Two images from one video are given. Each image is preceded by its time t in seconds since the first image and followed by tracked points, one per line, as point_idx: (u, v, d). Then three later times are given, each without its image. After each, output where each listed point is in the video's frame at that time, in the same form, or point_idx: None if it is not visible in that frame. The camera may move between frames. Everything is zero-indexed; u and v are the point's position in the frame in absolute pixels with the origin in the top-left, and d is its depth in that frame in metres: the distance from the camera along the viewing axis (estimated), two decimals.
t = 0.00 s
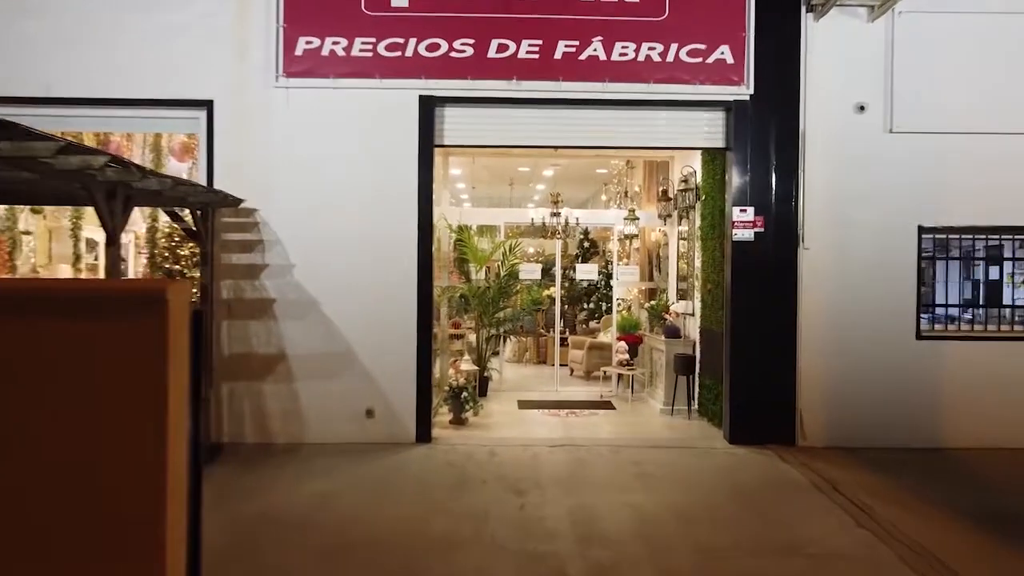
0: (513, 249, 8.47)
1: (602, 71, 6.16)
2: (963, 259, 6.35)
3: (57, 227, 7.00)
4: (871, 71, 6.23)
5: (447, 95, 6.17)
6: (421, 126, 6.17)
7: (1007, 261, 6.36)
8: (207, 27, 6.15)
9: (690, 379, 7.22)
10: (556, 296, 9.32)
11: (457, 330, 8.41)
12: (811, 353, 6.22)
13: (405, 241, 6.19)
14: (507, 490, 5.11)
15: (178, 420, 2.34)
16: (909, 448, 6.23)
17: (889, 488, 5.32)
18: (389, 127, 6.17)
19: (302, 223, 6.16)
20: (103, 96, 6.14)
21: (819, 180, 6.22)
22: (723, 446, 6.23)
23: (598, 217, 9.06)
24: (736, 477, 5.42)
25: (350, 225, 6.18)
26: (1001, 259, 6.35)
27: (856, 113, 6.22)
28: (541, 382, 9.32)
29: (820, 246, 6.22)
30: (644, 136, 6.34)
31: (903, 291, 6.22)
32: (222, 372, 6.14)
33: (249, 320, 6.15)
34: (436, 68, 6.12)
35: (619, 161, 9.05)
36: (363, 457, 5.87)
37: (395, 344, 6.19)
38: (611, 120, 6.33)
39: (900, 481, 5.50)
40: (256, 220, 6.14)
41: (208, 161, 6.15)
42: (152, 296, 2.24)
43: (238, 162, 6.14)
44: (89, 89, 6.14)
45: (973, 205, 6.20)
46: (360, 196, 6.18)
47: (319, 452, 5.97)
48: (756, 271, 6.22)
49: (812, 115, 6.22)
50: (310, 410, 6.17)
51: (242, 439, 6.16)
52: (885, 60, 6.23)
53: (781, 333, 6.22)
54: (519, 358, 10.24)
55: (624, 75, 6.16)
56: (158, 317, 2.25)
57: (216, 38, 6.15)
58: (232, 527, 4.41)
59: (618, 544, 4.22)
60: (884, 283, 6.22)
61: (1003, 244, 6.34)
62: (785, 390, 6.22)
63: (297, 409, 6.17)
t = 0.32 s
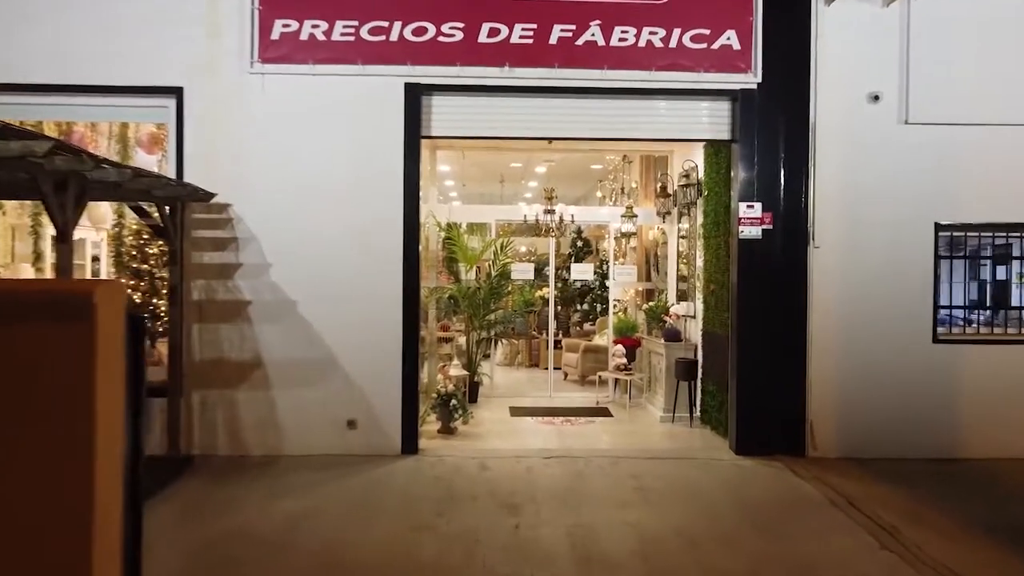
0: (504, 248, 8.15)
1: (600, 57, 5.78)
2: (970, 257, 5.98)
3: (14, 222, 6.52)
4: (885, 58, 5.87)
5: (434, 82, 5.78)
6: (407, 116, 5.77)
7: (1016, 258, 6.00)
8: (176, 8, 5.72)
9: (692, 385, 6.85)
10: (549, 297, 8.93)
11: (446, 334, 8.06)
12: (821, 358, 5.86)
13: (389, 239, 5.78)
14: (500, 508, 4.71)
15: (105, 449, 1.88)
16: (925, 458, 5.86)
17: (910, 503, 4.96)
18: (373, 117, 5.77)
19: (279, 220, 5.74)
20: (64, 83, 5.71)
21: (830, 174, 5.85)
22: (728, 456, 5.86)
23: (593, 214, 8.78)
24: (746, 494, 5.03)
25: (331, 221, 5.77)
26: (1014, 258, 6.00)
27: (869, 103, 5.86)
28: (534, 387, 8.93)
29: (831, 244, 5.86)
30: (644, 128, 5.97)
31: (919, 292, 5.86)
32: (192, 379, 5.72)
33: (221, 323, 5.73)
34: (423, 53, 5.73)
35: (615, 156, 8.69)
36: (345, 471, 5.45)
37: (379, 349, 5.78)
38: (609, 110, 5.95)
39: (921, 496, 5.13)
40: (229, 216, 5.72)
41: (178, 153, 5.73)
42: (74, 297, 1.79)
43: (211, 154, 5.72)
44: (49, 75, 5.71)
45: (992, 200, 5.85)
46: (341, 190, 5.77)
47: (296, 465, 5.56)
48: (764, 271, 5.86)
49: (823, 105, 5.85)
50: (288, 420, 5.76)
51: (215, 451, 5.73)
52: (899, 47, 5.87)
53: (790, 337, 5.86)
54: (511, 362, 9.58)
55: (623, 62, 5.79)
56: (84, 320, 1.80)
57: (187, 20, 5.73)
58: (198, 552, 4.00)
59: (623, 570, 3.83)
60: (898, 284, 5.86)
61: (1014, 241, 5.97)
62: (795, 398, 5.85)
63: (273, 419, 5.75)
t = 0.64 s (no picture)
0: (494, 247, 7.76)
1: (598, 41, 5.38)
2: (975, 256, 5.61)
3: None
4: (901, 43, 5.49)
5: (419, 68, 5.37)
6: (390, 103, 5.35)
7: None
8: None
9: (694, 391, 6.47)
10: (542, 298, 8.44)
11: (433, 337, 7.68)
12: (834, 363, 5.48)
13: (371, 235, 5.36)
14: (490, 531, 4.30)
15: None
16: (945, 472, 5.48)
17: (935, 521, 4.59)
18: (353, 105, 5.35)
19: (251, 216, 5.31)
20: (16, 66, 5.25)
21: (844, 166, 5.47)
22: (735, 469, 5.47)
23: (587, 211, 8.35)
24: (757, 513, 4.64)
25: (308, 217, 5.34)
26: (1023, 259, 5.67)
27: (884, 92, 5.48)
28: (525, 392, 8.52)
29: (845, 242, 5.47)
30: (646, 117, 5.58)
31: (937, 294, 5.48)
32: (157, 388, 5.27)
33: (188, 327, 5.29)
34: (407, 36, 5.31)
35: (610, 151, 8.29)
36: (322, 488, 5.02)
37: (360, 354, 5.36)
38: (607, 99, 5.56)
39: (946, 512, 4.76)
40: (197, 211, 5.28)
41: (141, 142, 5.29)
42: None
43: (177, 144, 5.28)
44: None
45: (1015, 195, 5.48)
46: (319, 183, 5.34)
47: (270, 481, 5.13)
48: (773, 270, 5.48)
49: (837, 93, 5.46)
50: (261, 432, 5.33)
51: (181, 466, 5.30)
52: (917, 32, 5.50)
53: (801, 341, 5.47)
54: (501, 365, 9.21)
55: (623, 46, 5.39)
56: None
57: None
58: None
59: None
60: (915, 285, 5.48)
61: None
62: (806, 406, 5.47)
63: (245, 431, 5.32)
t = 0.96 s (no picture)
0: (485, 245, 7.44)
1: (597, 23, 5.01)
2: (994, 254, 5.27)
3: None
4: (920, 27, 5.14)
5: (404, 51, 4.98)
6: (373, 90, 4.97)
7: None
8: None
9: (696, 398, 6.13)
10: (533, 298, 8.10)
11: (420, 340, 7.17)
12: (848, 369, 5.13)
13: (352, 232, 4.97)
14: (480, 555, 3.92)
15: None
16: (965, 485, 5.15)
17: (961, 539, 4.26)
18: (332, 91, 4.96)
19: (222, 211, 4.91)
20: None
21: (858, 159, 5.12)
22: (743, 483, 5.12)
23: (581, 207, 8.01)
24: (770, 533, 4.28)
25: (284, 213, 4.94)
26: None
27: (902, 80, 5.13)
28: (518, 397, 8.16)
29: (859, 240, 5.12)
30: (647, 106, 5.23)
31: (958, 296, 5.14)
32: (119, 398, 4.87)
33: (153, 331, 4.89)
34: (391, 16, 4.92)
35: (606, 144, 7.92)
36: (298, 505, 4.63)
37: (340, 360, 4.97)
38: (606, 86, 5.20)
39: (972, 529, 4.43)
40: (163, 205, 4.88)
41: (102, 131, 4.87)
42: None
43: (141, 133, 4.87)
44: None
45: None
46: (296, 176, 4.95)
47: (243, 498, 4.74)
48: (783, 270, 5.12)
49: (851, 81, 5.11)
50: (233, 444, 4.93)
51: (146, 482, 4.89)
52: (937, 15, 5.14)
53: (813, 346, 5.13)
54: (491, 370, 8.31)
55: (623, 29, 5.02)
56: None
57: None
58: None
59: None
60: (934, 286, 5.14)
61: None
62: (819, 415, 5.12)
63: (216, 444, 4.92)
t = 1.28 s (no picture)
0: (474, 242, 6.91)
1: None
2: None
3: None
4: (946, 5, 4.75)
5: (387, 28, 4.55)
6: (352, 71, 4.53)
7: None
8: None
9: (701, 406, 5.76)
10: (525, 298, 7.66)
11: (405, 343, 6.79)
12: (868, 376, 4.74)
13: (329, 227, 4.53)
14: None
15: None
16: (995, 500, 4.76)
17: (998, 562, 3.87)
18: (307, 71, 4.52)
19: (185, 203, 4.47)
20: None
21: (879, 149, 4.73)
22: (755, 499, 4.72)
23: (577, 203, 7.57)
24: (789, 557, 3.88)
25: (253, 205, 4.50)
26: None
27: (926, 62, 4.74)
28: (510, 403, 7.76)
29: (880, 236, 4.74)
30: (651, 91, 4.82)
31: (985, 297, 4.76)
32: (71, 409, 4.42)
33: (109, 335, 4.44)
34: None
35: (602, 136, 7.52)
36: (268, 527, 4.19)
37: (315, 366, 4.54)
38: (606, 69, 4.80)
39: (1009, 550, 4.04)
40: (120, 197, 4.43)
41: (50, 114, 4.41)
42: None
43: (96, 118, 4.42)
44: None
45: None
46: (267, 165, 4.51)
47: (207, 519, 4.30)
48: (798, 268, 4.72)
49: (871, 64, 4.72)
50: (197, 459, 4.49)
51: (100, 501, 4.45)
52: None
53: (830, 350, 4.73)
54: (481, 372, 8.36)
55: (625, 6, 4.61)
56: None
57: None
58: None
59: None
60: (960, 286, 4.76)
61: None
62: (836, 426, 4.72)
63: (178, 459, 4.48)
